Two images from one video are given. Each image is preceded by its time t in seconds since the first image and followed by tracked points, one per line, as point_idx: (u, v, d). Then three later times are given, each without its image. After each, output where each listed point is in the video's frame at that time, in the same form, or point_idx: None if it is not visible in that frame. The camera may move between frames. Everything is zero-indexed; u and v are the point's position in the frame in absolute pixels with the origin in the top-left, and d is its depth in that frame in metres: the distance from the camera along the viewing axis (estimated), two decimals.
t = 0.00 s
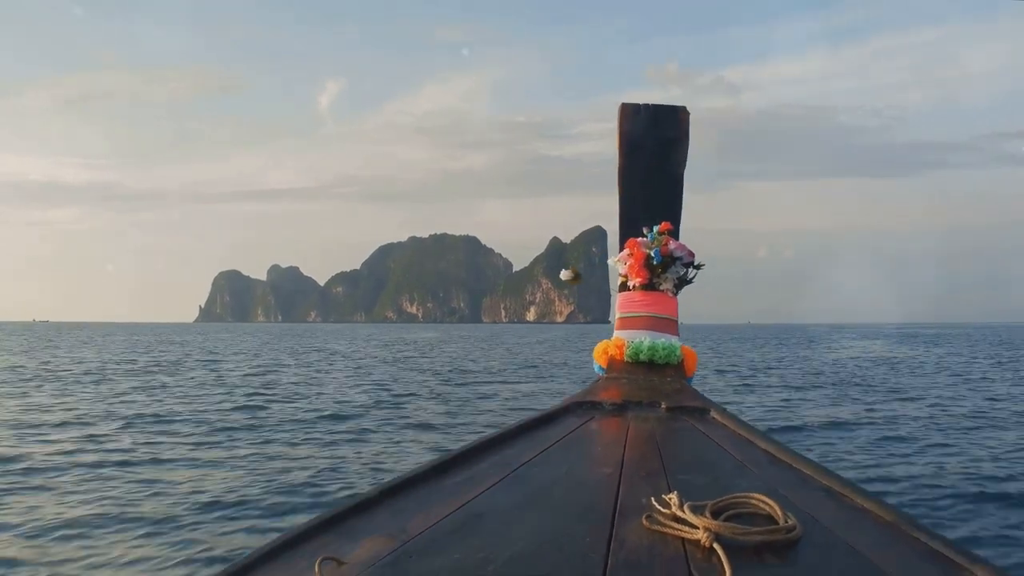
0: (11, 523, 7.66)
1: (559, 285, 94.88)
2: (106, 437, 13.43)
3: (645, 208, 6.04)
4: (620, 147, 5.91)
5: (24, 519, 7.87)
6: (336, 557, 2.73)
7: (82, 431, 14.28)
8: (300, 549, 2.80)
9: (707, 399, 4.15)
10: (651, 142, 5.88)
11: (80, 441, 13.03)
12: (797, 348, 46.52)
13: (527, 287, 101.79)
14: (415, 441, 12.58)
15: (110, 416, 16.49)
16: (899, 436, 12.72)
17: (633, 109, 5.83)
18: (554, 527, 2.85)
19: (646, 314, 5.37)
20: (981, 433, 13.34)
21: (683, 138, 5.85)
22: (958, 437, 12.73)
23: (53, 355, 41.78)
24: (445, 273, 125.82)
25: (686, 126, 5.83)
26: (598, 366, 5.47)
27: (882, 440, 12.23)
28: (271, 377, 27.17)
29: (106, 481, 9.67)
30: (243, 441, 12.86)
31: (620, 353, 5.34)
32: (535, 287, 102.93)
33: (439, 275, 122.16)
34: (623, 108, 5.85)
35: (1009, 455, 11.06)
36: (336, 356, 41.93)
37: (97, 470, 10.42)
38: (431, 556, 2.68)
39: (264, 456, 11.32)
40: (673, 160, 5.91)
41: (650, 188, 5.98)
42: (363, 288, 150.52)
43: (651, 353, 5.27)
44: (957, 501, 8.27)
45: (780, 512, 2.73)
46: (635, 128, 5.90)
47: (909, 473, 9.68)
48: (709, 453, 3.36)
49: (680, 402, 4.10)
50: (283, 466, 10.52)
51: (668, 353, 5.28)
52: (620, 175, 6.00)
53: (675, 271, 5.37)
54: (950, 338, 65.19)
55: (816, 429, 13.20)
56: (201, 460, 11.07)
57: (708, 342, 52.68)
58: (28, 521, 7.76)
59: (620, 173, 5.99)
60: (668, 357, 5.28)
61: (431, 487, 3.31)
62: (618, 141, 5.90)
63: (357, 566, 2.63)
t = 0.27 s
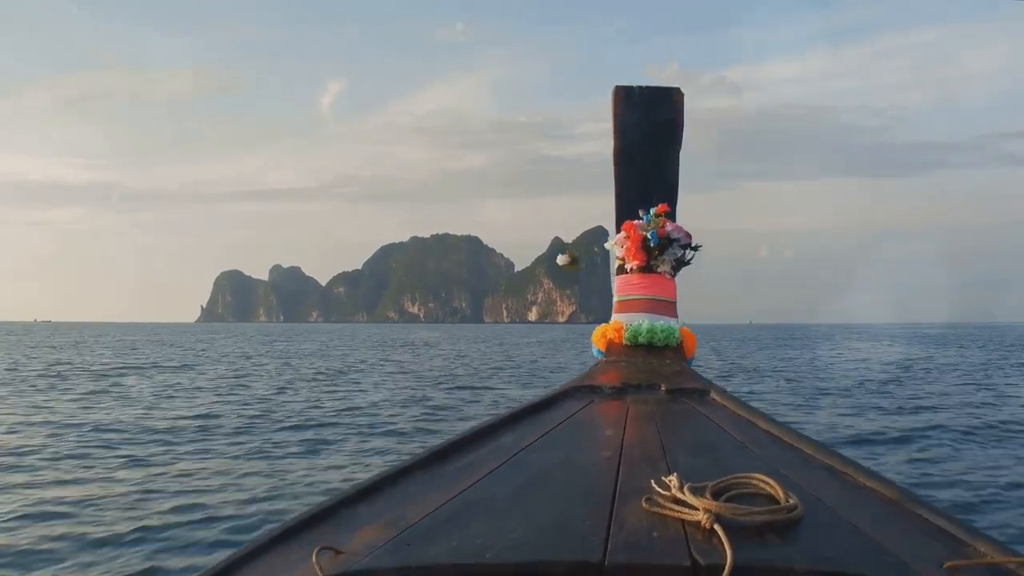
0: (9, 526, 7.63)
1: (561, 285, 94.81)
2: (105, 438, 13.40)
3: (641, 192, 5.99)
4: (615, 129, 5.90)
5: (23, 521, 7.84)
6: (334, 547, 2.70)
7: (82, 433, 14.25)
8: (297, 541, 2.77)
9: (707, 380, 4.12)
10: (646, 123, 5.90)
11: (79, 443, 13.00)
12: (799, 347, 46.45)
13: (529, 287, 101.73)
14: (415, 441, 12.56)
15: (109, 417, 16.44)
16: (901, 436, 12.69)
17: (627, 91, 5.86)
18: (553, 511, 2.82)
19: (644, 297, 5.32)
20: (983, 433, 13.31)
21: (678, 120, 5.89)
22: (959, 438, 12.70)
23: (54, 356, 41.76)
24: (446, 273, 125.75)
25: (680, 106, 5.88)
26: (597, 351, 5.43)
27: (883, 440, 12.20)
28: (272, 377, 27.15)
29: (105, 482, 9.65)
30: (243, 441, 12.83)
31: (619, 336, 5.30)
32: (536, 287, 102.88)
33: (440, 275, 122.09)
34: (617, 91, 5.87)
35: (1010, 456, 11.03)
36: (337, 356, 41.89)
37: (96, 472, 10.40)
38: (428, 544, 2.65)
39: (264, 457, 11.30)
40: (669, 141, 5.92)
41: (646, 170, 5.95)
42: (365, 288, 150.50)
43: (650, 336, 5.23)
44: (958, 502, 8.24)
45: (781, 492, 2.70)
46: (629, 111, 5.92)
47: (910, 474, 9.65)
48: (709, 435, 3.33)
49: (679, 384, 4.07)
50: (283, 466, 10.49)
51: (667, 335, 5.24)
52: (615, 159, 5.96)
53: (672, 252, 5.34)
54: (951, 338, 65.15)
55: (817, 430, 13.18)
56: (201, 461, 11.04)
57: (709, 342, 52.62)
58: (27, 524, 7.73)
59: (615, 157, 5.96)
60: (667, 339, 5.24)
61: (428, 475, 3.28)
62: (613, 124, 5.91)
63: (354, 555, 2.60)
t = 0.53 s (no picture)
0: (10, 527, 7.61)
1: (563, 285, 94.80)
2: (106, 437, 13.38)
3: (636, 174, 5.97)
4: (609, 110, 5.90)
5: (24, 522, 7.83)
6: (330, 535, 2.67)
7: (82, 431, 14.22)
8: (292, 531, 2.75)
9: (706, 361, 4.10)
10: (640, 104, 5.91)
11: (79, 441, 12.97)
12: (803, 348, 46.35)
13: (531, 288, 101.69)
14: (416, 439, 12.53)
15: (109, 415, 16.41)
16: (903, 437, 12.66)
17: (620, 72, 5.87)
18: (549, 496, 2.79)
19: (642, 279, 5.32)
20: (986, 434, 13.27)
21: (672, 101, 5.89)
22: (962, 440, 12.66)
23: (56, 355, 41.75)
24: (449, 273, 125.73)
25: (675, 86, 5.87)
26: (594, 334, 5.42)
27: (886, 441, 12.17)
28: (274, 377, 27.11)
29: (106, 482, 9.63)
30: (244, 441, 12.80)
31: (616, 319, 5.29)
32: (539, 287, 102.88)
33: (442, 275, 122.06)
34: (610, 72, 5.88)
35: (1013, 458, 10.99)
36: (339, 356, 41.88)
37: (97, 471, 10.37)
38: (424, 530, 2.62)
39: (265, 456, 11.28)
40: (664, 122, 5.91)
41: (642, 152, 5.94)
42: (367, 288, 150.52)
43: (648, 318, 5.22)
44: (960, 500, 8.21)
45: (781, 471, 2.67)
46: (622, 92, 5.92)
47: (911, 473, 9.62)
48: (708, 415, 3.30)
49: (678, 365, 4.05)
50: (284, 466, 10.47)
51: (664, 317, 5.22)
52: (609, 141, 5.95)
53: (669, 234, 5.33)
54: (953, 339, 65.10)
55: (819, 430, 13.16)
56: (202, 460, 11.01)
57: (712, 343, 52.59)
58: (28, 524, 7.72)
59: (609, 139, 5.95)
60: (665, 321, 5.22)
61: (426, 461, 3.25)
62: (607, 105, 5.92)
63: (350, 544, 2.57)
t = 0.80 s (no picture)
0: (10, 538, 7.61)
1: (564, 285, 94.75)
2: (106, 438, 13.36)
3: (632, 164, 5.95)
4: (603, 99, 5.86)
5: (23, 532, 7.83)
6: (327, 530, 2.66)
7: (82, 431, 14.20)
8: (289, 527, 2.74)
9: (705, 348, 4.07)
10: (634, 93, 5.86)
11: (79, 442, 12.95)
12: (803, 348, 46.36)
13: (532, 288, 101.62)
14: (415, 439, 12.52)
15: (109, 415, 16.39)
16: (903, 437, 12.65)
17: (614, 60, 5.82)
18: (548, 486, 2.76)
19: (640, 267, 5.31)
20: (985, 434, 13.26)
21: (667, 87, 5.83)
22: (962, 439, 12.65)
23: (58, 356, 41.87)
24: (449, 273, 125.69)
25: (669, 73, 5.82)
26: (592, 323, 5.41)
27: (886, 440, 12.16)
28: (274, 377, 27.08)
29: (105, 486, 9.62)
30: (243, 442, 12.77)
31: (615, 308, 5.27)
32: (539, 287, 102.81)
33: (443, 275, 122.03)
34: (604, 61, 5.84)
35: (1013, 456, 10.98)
36: (339, 356, 41.88)
37: (96, 474, 10.36)
38: (421, 523, 2.59)
39: (265, 456, 11.26)
40: (659, 109, 5.86)
41: (637, 141, 5.91)
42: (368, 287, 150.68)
43: (646, 306, 5.20)
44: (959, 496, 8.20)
45: (780, 458, 2.65)
46: (617, 81, 5.88)
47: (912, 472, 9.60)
48: (708, 402, 3.28)
49: (677, 353, 4.03)
50: (283, 468, 10.46)
51: (663, 305, 5.21)
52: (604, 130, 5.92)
53: (665, 221, 5.28)
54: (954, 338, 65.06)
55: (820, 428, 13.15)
56: (201, 461, 11.00)
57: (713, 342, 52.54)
58: (27, 536, 7.72)
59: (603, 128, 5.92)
60: (663, 309, 5.21)
61: (424, 454, 3.23)
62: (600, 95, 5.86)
63: (347, 538, 2.56)
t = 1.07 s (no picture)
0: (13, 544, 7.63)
1: (567, 284, 94.72)
2: (109, 439, 13.36)
3: (635, 161, 5.91)
4: (604, 97, 5.82)
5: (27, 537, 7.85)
6: (332, 536, 2.64)
7: (85, 433, 14.21)
8: (294, 533, 2.72)
9: (711, 347, 4.05)
10: (635, 90, 5.83)
11: (82, 444, 12.97)
12: (806, 348, 46.37)
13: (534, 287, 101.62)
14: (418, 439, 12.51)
15: (113, 417, 16.40)
16: (907, 435, 12.62)
17: (614, 58, 5.79)
18: (553, 488, 2.74)
19: (644, 266, 5.27)
20: (990, 433, 13.23)
21: (668, 83, 5.80)
22: (966, 438, 12.62)
23: (63, 355, 42.05)
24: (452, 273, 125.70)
25: (670, 68, 5.78)
26: (597, 323, 5.38)
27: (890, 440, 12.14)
28: (276, 377, 27.10)
29: (108, 489, 9.62)
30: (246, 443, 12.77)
31: (619, 307, 5.25)
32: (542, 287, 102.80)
33: (445, 274, 122.06)
34: (604, 58, 5.81)
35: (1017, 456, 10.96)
36: (342, 356, 41.93)
37: (99, 477, 10.36)
38: (425, 527, 2.58)
39: (267, 458, 11.26)
40: (660, 106, 5.83)
41: (640, 138, 5.87)
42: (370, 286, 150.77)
43: (650, 305, 5.17)
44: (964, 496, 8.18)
45: (786, 457, 2.62)
46: (618, 78, 5.85)
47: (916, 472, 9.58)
48: (714, 402, 3.25)
49: (682, 352, 4.00)
50: (286, 470, 10.46)
51: (667, 304, 5.18)
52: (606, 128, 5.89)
53: (669, 219, 5.24)
54: (957, 338, 64.96)
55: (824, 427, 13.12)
56: (204, 463, 10.99)
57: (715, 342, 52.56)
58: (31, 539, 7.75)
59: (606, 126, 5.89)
60: (668, 308, 5.18)
61: (429, 457, 3.21)
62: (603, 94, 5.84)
63: (351, 543, 2.54)
